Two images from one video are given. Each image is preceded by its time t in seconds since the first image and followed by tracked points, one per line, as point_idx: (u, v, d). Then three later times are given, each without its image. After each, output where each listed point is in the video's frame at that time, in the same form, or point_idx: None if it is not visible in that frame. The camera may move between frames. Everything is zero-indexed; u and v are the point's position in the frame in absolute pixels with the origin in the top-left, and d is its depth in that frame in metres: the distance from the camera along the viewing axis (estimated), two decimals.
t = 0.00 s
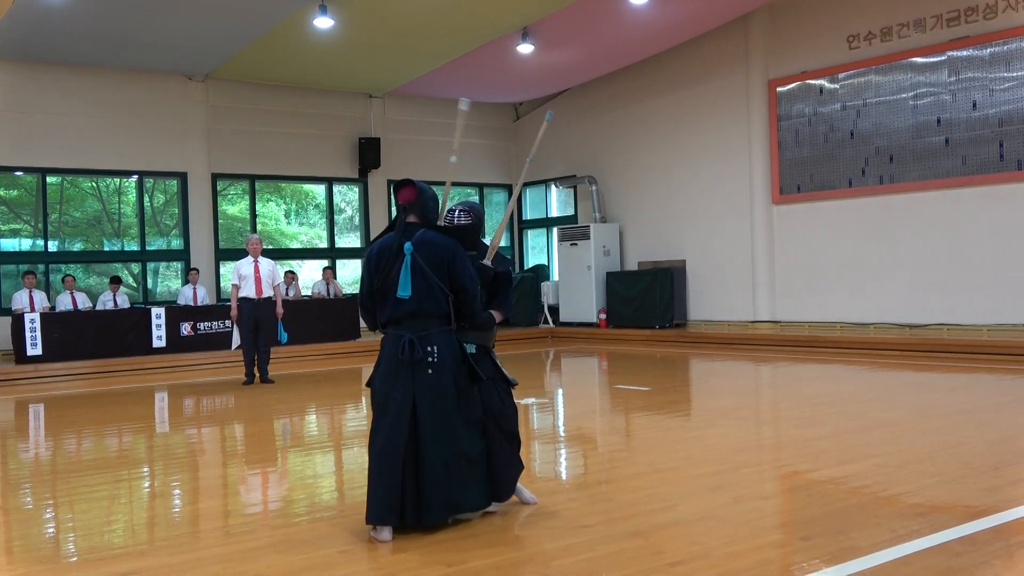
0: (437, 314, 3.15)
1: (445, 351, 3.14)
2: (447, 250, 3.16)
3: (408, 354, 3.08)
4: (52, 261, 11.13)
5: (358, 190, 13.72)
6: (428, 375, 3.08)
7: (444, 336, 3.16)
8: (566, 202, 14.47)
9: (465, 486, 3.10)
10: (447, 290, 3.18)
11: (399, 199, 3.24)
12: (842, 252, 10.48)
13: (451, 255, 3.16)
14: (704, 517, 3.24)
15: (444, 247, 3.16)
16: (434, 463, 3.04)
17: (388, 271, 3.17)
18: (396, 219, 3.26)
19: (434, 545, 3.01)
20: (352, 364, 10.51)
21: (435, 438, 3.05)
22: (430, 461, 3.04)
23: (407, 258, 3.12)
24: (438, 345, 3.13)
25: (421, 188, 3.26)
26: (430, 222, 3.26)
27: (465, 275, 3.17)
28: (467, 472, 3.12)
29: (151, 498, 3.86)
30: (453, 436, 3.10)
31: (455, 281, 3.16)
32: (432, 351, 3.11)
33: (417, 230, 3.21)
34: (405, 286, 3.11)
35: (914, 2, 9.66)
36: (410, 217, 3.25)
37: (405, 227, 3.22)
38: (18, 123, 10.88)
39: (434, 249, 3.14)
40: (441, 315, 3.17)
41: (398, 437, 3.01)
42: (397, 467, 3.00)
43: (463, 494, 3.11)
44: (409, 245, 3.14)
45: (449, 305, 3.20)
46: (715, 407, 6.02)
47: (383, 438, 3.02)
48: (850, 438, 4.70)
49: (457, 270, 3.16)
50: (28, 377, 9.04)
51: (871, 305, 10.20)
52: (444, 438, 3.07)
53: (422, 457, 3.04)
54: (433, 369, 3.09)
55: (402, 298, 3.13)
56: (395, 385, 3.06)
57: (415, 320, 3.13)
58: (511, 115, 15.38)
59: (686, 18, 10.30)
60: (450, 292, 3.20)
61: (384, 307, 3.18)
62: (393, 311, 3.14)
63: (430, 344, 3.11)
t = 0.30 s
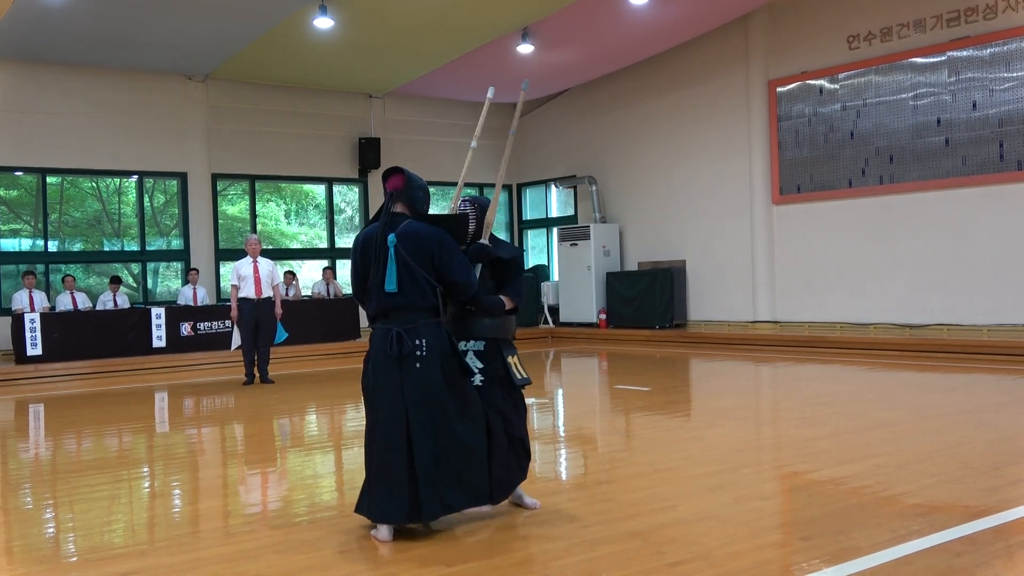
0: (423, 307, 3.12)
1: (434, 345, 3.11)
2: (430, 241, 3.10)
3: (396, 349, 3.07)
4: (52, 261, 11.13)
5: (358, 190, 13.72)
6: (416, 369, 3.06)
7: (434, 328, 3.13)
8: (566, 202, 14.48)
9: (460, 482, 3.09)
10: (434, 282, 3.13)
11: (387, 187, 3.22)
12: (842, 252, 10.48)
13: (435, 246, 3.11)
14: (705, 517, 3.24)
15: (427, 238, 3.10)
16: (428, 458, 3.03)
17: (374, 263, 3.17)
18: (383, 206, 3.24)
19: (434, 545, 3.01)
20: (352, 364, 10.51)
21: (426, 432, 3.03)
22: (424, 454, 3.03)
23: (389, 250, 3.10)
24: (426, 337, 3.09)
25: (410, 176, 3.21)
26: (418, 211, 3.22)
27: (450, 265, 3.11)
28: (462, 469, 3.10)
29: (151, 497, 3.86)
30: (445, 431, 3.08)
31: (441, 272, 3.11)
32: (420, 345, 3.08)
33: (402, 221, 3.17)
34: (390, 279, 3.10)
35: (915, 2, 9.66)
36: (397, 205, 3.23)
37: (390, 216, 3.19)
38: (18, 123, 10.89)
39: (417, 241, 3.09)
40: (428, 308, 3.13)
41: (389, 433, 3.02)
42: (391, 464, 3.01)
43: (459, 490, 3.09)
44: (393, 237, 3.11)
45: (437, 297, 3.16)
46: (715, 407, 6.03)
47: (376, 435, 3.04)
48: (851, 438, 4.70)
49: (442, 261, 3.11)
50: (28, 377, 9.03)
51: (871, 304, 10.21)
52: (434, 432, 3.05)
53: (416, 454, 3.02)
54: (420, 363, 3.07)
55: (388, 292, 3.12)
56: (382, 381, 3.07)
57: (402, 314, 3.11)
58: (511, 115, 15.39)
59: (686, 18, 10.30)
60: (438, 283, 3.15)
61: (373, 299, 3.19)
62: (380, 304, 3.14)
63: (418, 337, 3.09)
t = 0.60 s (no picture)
0: (429, 307, 3.11)
1: (439, 344, 3.09)
2: (442, 241, 3.10)
3: (400, 347, 3.07)
4: (52, 261, 11.13)
5: (358, 190, 13.73)
6: (417, 367, 3.04)
7: (440, 328, 3.12)
8: (566, 202, 14.49)
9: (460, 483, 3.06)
10: (443, 283, 3.12)
11: (405, 184, 3.23)
12: (842, 252, 10.48)
13: (446, 247, 3.11)
14: (704, 517, 3.24)
15: (439, 239, 3.10)
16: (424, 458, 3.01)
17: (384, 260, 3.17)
18: (399, 204, 3.24)
19: (433, 546, 3.01)
20: (352, 364, 10.51)
21: (424, 432, 3.02)
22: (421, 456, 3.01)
23: (401, 249, 3.10)
24: (430, 336, 3.08)
25: (428, 175, 3.25)
26: (433, 211, 3.23)
27: (460, 267, 3.11)
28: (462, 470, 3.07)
29: (151, 497, 3.86)
30: (446, 433, 3.05)
31: (448, 273, 3.11)
32: (424, 344, 3.07)
33: (417, 220, 3.17)
34: (400, 278, 3.09)
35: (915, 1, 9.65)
36: (412, 203, 3.23)
37: (405, 215, 3.19)
38: (18, 123, 10.89)
39: (429, 240, 3.09)
40: (436, 308, 3.12)
41: (390, 432, 3.02)
42: (386, 462, 3.01)
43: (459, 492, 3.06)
44: (405, 236, 3.11)
45: (445, 298, 3.15)
46: (715, 407, 6.03)
47: (379, 433, 3.05)
48: (851, 438, 4.70)
49: (452, 263, 3.10)
50: (28, 377, 9.04)
51: (871, 304, 10.21)
52: (433, 434, 3.02)
53: (416, 453, 3.01)
54: (422, 362, 3.05)
55: (396, 290, 3.12)
56: (384, 379, 3.08)
57: (408, 313, 3.11)
58: (511, 115, 15.39)
59: (685, 18, 10.30)
60: (447, 284, 3.14)
61: (380, 297, 3.19)
62: (388, 302, 3.14)
63: (422, 337, 3.08)
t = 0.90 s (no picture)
0: (441, 308, 3.12)
1: (449, 345, 3.10)
2: (462, 246, 3.14)
3: (411, 346, 3.07)
4: (52, 261, 11.13)
5: (358, 190, 13.73)
6: (428, 367, 3.05)
7: (450, 330, 3.14)
8: (566, 202, 14.50)
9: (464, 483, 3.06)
10: (458, 286, 3.15)
11: (428, 184, 3.23)
12: (842, 252, 10.48)
13: (465, 251, 3.14)
14: (704, 517, 3.24)
15: (459, 243, 3.14)
16: (433, 460, 3.00)
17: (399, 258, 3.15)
18: (421, 201, 3.23)
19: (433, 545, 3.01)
20: (351, 364, 10.50)
21: (434, 432, 3.01)
22: (430, 456, 3.00)
23: (420, 249, 3.10)
24: (441, 337, 3.09)
25: (451, 178, 3.26)
26: (453, 213, 3.25)
27: (475, 273, 3.16)
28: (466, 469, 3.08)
29: (151, 497, 3.86)
30: (455, 434, 3.05)
31: (464, 276, 3.15)
32: (435, 344, 3.08)
33: (437, 220, 3.19)
34: (417, 277, 3.10)
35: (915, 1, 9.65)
36: (434, 203, 3.25)
37: (424, 214, 3.19)
38: (18, 123, 10.89)
39: (449, 243, 3.12)
40: (449, 310, 3.14)
41: (401, 432, 3.02)
42: (395, 462, 3.01)
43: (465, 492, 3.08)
44: (424, 235, 3.12)
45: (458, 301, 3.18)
46: (715, 407, 6.03)
47: (388, 433, 3.04)
48: (851, 438, 4.70)
49: (469, 268, 3.15)
50: (29, 377, 9.04)
51: (871, 304, 10.21)
52: (443, 434, 3.02)
53: (424, 454, 3.00)
54: (433, 362, 3.06)
55: (411, 289, 3.11)
56: (394, 378, 3.07)
57: (419, 313, 3.12)
58: (511, 115, 15.39)
59: (685, 18, 10.29)
60: (461, 287, 3.17)
61: (391, 293, 3.17)
62: (400, 299, 3.13)
63: (433, 337, 3.09)
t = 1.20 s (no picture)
0: (448, 309, 3.14)
1: (456, 346, 3.12)
2: (469, 247, 3.16)
3: (419, 347, 3.07)
4: (52, 261, 11.14)
5: (357, 190, 13.74)
6: (437, 368, 3.06)
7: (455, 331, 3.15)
8: (566, 202, 14.50)
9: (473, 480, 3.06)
10: (464, 287, 3.17)
11: (432, 185, 3.26)
12: (842, 251, 10.48)
13: (472, 252, 3.16)
14: (704, 517, 3.24)
15: (466, 244, 3.15)
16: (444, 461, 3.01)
17: (406, 259, 3.13)
18: (426, 202, 3.23)
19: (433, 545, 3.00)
20: (350, 364, 10.50)
21: (442, 433, 3.03)
22: (440, 456, 3.01)
23: (429, 250, 3.10)
24: (449, 338, 3.10)
25: (454, 180, 3.31)
26: (455, 212, 3.29)
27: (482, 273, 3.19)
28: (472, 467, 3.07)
29: (151, 498, 3.86)
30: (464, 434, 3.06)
31: (470, 277, 3.17)
32: (443, 345, 3.09)
33: (443, 222, 3.19)
34: (426, 279, 3.10)
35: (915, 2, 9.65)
36: (439, 204, 3.26)
37: (430, 215, 3.18)
38: (18, 122, 10.88)
39: (457, 245, 3.13)
40: (455, 311, 3.16)
41: (411, 433, 3.02)
42: (406, 463, 3.00)
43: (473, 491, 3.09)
44: (432, 236, 3.11)
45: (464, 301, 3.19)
46: (715, 407, 6.02)
47: (397, 435, 3.03)
48: (851, 438, 4.70)
49: (475, 269, 3.17)
50: (29, 377, 9.04)
51: (871, 304, 10.21)
52: (451, 434, 3.04)
53: (434, 454, 3.01)
54: (442, 363, 3.07)
55: (420, 290, 3.12)
56: (402, 380, 3.06)
57: (427, 313, 3.13)
58: (511, 115, 15.39)
59: (685, 18, 10.29)
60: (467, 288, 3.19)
61: (397, 293, 3.16)
62: (407, 300, 3.13)
63: (440, 337, 3.10)
